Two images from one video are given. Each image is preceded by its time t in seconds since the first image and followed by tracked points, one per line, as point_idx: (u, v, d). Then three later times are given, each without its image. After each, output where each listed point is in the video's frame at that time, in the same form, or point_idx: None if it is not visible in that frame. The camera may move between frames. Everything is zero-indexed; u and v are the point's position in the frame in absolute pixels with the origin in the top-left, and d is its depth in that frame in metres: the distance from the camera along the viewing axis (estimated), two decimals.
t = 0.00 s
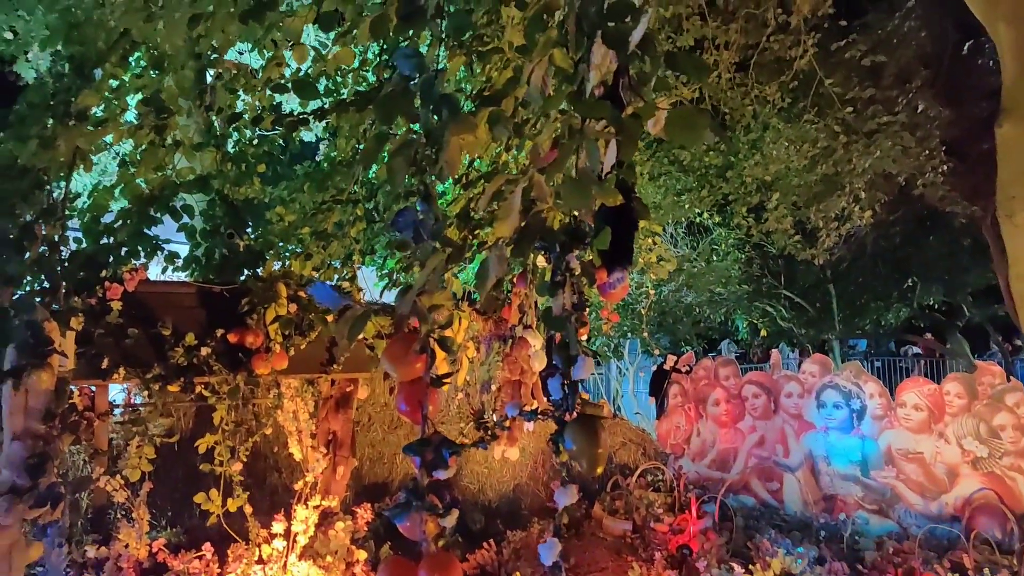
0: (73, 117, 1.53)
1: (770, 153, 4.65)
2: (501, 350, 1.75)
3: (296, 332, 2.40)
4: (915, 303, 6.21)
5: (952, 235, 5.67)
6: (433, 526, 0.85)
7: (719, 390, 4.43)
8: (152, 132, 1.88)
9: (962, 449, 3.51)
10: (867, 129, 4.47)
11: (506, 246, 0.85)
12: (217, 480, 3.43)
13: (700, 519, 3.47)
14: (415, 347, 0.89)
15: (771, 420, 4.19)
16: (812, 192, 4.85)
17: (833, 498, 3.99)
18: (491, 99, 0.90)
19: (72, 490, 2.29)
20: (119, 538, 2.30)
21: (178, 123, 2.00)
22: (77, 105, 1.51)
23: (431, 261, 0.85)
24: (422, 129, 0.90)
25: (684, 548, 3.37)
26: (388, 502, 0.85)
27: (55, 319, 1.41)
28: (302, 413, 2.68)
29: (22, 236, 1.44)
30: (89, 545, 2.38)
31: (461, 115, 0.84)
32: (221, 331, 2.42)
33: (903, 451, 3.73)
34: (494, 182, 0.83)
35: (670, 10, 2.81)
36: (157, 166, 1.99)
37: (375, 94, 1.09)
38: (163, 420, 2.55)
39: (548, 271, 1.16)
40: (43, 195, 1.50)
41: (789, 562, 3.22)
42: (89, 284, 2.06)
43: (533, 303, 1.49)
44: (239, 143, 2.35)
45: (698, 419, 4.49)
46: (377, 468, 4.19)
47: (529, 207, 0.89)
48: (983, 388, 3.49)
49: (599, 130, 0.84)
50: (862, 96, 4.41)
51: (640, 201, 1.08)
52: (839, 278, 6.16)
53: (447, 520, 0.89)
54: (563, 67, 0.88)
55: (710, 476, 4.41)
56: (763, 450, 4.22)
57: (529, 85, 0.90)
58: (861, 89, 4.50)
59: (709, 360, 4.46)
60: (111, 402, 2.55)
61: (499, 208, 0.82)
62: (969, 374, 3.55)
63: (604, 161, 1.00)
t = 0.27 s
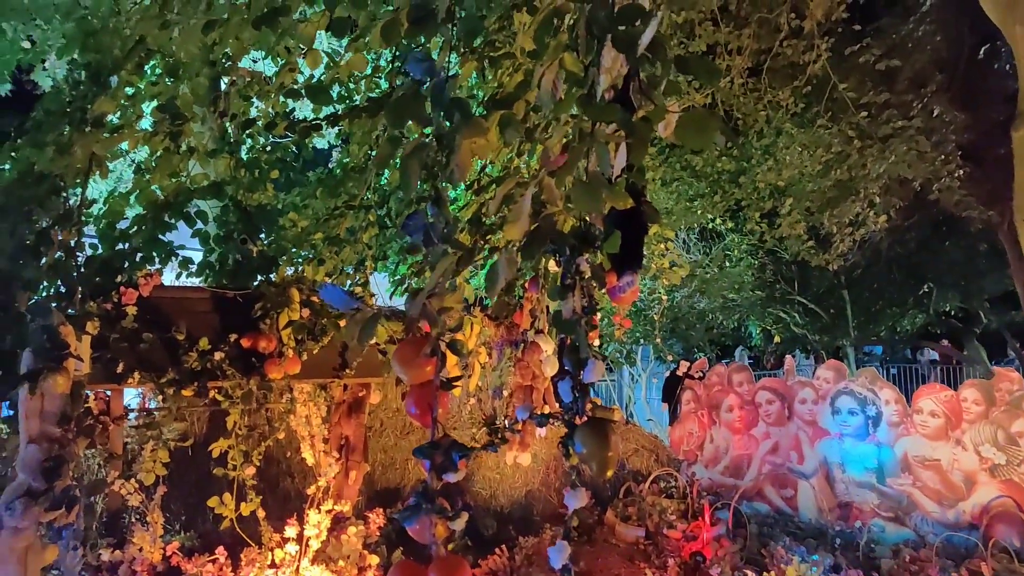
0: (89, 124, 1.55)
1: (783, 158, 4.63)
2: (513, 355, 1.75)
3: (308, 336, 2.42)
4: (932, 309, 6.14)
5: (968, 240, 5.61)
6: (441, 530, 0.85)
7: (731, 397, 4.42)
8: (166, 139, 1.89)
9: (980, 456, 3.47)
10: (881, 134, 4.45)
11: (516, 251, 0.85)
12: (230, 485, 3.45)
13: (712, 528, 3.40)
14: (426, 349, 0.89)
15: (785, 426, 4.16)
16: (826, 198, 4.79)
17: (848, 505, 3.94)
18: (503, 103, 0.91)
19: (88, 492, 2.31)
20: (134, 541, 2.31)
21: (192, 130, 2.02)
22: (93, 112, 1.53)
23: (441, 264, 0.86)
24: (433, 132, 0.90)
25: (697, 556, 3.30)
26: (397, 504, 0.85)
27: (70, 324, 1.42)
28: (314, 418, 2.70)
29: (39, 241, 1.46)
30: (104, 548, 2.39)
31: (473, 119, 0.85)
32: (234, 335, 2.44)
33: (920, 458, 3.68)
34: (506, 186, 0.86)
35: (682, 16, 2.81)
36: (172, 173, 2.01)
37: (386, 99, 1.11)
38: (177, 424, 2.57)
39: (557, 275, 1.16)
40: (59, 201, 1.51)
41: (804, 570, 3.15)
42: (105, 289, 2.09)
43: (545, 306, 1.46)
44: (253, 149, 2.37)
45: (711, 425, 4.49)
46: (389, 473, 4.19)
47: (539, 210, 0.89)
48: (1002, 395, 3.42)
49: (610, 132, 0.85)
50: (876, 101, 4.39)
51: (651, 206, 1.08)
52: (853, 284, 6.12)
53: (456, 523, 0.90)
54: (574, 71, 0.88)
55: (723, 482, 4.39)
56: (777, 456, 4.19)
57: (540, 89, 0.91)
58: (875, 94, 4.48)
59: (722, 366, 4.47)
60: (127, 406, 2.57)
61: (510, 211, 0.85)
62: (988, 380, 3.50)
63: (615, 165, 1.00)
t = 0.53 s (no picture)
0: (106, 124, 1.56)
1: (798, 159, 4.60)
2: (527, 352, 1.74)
3: (323, 336, 2.43)
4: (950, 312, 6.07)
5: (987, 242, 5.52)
6: (454, 524, 0.86)
7: (747, 399, 4.40)
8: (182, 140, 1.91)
9: (1000, 459, 3.44)
10: (899, 135, 4.35)
11: (528, 246, 0.85)
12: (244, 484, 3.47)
13: (728, 531, 3.35)
14: (439, 345, 0.89)
15: (801, 429, 4.13)
16: (843, 199, 4.79)
17: (865, 510, 3.88)
18: (514, 98, 0.92)
19: (105, 490, 2.33)
20: (149, 539, 2.33)
21: (209, 131, 2.04)
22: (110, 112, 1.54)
23: (454, 259, 0.86)
24: (445, 128, 0.92)
25: (712, 558, 3.29)
26: (410, 500, 0.85)
27: (87, 322, 1.44)
28: (328, 418, 2.71)
29: (57, 240, 1.48)
30: (121, 546, 2.41)
31: (483, 114, 0.85)
32: (249, 334, 2.44)
33: (938, 461, 3.63)
34: (518, 179, 0.85)
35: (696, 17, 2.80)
36: (188, 174, 2.03)
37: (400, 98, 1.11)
38: (192, 423, 2.59)
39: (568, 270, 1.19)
40: (77, 200, 1.54)
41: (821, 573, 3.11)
42: (122, 289, 2.11)
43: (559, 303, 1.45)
44: (269, 151, 2.44)
45: (726, 426, 4.49)
46: (402, 474, 4.20)
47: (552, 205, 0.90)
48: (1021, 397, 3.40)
49: (622, 127, 0.84)
50: (893, 101, 4.35)
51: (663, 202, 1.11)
52: (870, 287, 6.07)
53: (468, 519, 0.90)
54: (586, 67, 0.88)
55: (738, 485, 4.37)
56: (793, 459, 4.16)
57: (552, 83, 0.90)
58: (893, 94, 4.44)
59: (737, 368, 4.45)
60: (143, 405, 2.59)
61: (522, 205, 0.84)
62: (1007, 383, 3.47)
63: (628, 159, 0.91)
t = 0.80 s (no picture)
0: (121, 125, 1.59)
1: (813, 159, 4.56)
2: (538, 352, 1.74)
3: (335, 335, 2.44)
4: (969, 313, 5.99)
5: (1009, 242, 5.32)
6: (462, 522, 0.86)
7: (761, 400, 4.37)
8: (196, 140, 1.93)
9: (1018, 460, 3.41)
10: (916, 133, 4.35)
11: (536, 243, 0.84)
12: (258, 483, 3.49)
13: (741, 533, 3.32)
14: (447, 343, 0.90)
15: (816, 430, 4.09)
16: (859, 199, 4.71)
17: (881, 512, 3.83)
18: (522, 97, 0.91)
19: (120, 487, 2.35)
20: (163, 536, 2.35)
21: (222, 132, 2.06)
22: (126, 113, 1.57)
23: (462, 257, 0.86)
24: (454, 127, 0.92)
25: (725, 560, 3.24)
26: (419, 497, 0.85)
27: (102, 321, 1.45)
28: (341, 417, 2.72)
29: (73, 240, 1.49)
30: (135, 543, 2.43)
31: (491, 113, 0.85)
32: (262, 334, 2.46)
33: (955, 463, 3.59)
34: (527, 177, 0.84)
35: (710, 17, 2.79)
36: (202, 175, 2.05)
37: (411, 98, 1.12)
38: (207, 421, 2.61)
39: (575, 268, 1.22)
40: (92, 201, 1.57)
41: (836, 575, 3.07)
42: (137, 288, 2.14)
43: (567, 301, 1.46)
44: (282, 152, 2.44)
45: (740, 427, 4.45)
46: (414, 473, 4.21)
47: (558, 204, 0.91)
48: None
49: (631, 124, 0.84)
50: (910, 99, 4.31)
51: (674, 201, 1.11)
52: (887, 287, 6.02)
53: (476, 516, 0.90)
54: (595, 64, 0.89)
55: (752, 487, 4.34)
56: (807, 460, 4.12)
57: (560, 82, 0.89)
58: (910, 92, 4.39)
59: (751, 368, 4.42)
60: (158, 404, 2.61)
61: (530, 203, 0.83)
62: None
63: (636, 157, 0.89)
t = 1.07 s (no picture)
0: (130, 122, 1.60)
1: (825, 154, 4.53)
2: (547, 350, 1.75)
3: (343, 331, 2.45)
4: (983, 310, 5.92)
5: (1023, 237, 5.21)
6: (468, 516, 0.86)
7: (771, 397, 4.34)
8: (206, 138, 1.94)
9: None
10: (930, 128, 4.28)
11: (541, 237, 0.84)
12: (268, 479, 3.51)
13: (752, 529, 3.28)
14: (452, 338, 0.90)
15: (827, 427, 4.07)
16: (872, 195, 4.73)
17: (893, 509, 3.81)
18: (527, 91, 0.90)
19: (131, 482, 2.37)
20: (174, 530, 2.37)
21: (232, 130, 2.07)
22: (135, 110, 1.58)
23: (466, 251, 0.86)
24: (459, 122, 0.92)
25: (735, 557, 3.18)
26: (425, 491, 0.85)
27: (111, 317, 1.46)
28: (350, 413, 2.73)
29: (84, 237, 1.51)
30: (146, 538, 2.44)
31: (496, 107, 0.85)
32: (271, 330, 2.47)
33: (968, 460, 3.56)
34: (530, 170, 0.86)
35: (719, 11, 2.76)
36: (212, 172, 2.07)
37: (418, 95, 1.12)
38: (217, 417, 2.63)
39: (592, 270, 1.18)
40: (103, 198, 1.59)
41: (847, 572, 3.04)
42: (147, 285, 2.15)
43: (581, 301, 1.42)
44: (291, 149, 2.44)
45: (750, 424, 4.43)
46: (424, 469, 4.22)
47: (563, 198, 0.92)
48: None
49: (636, 118, 0.84)
50: (923, 94, 4.24)
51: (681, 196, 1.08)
52: (900, 284, 5.98)
53: (482, 510, 0.90)
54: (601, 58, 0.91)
55: (762, 485, 4.33)
56: (818, 457, 4.10)
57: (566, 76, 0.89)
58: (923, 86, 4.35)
59: (761, 365, 4.39)
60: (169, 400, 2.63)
61: (535, 196, 0.83)
62: None
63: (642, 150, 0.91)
